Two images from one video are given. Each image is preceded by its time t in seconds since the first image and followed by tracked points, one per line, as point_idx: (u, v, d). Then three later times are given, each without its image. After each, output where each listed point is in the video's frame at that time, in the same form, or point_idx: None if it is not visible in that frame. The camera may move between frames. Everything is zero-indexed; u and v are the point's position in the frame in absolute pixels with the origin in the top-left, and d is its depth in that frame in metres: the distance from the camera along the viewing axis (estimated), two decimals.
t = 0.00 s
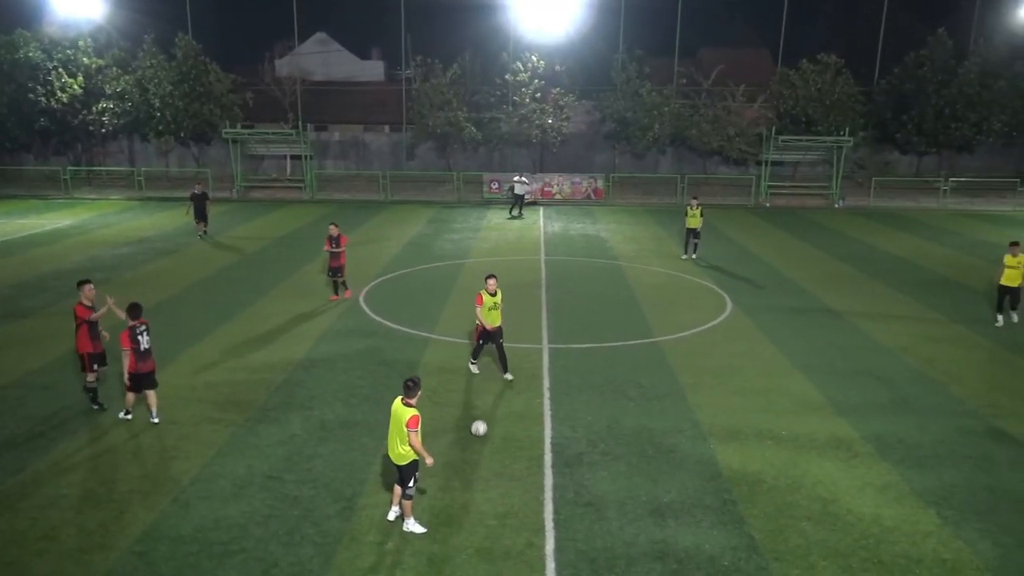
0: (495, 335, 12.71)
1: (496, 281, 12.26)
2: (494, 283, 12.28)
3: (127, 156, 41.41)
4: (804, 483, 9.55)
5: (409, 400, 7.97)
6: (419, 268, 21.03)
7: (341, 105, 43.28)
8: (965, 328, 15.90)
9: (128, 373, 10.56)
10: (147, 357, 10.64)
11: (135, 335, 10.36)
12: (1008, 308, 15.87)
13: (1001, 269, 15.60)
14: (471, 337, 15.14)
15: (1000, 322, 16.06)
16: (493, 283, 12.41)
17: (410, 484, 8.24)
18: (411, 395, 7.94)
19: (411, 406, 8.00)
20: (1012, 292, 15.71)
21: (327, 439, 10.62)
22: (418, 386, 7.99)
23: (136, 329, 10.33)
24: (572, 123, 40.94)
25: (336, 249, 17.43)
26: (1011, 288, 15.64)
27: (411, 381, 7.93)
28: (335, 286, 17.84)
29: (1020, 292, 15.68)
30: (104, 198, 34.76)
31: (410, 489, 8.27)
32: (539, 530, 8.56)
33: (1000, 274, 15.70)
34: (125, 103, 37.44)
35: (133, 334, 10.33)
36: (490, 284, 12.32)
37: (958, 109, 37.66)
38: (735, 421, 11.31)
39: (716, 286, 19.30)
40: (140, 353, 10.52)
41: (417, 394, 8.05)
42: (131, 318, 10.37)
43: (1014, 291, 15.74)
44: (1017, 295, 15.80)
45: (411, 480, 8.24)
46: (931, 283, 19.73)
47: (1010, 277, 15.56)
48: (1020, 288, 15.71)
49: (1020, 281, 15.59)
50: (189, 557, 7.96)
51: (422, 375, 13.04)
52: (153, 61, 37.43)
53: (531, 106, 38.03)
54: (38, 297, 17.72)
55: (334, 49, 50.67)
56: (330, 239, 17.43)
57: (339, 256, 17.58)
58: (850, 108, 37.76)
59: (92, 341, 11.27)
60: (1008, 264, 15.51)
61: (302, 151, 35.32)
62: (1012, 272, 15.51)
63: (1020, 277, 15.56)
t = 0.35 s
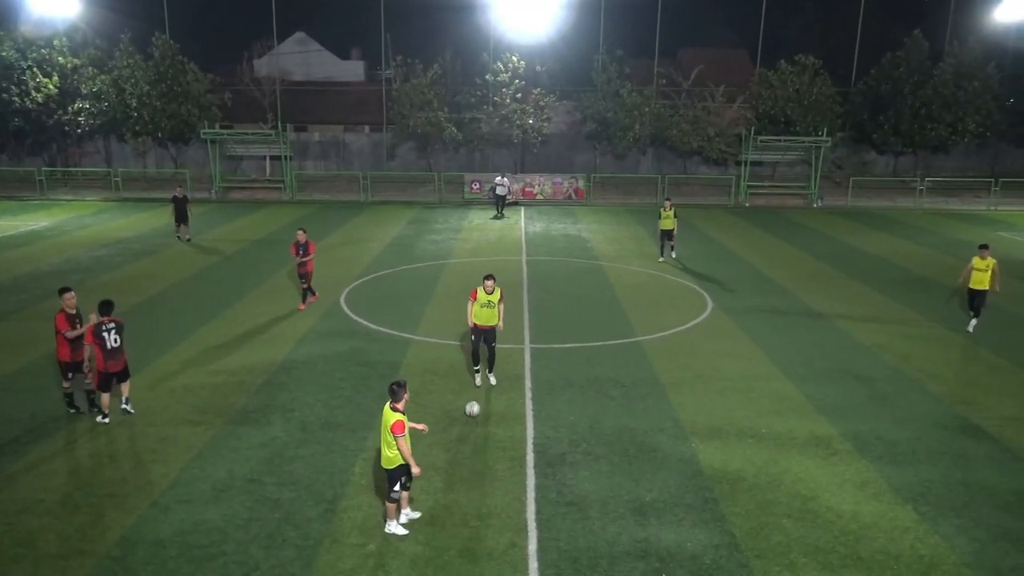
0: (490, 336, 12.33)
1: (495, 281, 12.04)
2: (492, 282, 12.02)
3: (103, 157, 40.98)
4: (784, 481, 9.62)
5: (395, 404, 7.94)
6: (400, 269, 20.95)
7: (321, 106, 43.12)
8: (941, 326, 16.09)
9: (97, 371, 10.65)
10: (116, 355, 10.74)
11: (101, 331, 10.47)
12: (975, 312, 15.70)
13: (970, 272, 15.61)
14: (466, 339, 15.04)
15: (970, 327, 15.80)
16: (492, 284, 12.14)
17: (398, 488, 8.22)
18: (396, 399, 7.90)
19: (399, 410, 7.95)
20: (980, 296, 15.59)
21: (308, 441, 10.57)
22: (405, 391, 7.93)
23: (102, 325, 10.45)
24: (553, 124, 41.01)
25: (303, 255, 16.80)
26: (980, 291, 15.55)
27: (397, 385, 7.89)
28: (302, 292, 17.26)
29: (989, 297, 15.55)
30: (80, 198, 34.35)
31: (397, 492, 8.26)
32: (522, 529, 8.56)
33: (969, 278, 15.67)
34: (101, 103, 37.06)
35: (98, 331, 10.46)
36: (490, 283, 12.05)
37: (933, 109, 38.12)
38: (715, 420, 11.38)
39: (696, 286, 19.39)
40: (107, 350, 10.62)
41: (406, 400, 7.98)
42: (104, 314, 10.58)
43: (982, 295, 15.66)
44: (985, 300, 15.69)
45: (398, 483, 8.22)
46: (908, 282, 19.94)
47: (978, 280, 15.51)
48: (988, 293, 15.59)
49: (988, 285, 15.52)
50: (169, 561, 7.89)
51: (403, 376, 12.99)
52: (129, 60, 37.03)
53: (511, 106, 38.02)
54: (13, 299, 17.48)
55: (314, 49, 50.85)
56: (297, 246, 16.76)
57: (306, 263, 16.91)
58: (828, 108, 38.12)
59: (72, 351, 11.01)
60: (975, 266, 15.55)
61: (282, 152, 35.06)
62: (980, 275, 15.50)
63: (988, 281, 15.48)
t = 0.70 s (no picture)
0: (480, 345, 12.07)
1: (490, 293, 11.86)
2: (489, 294, 11.81)
3: (90, 157, 40.74)
4: (772, 480, 9.67)
5: (399, 406, 7.95)
6: (389, 270, 20.90)
7: (309, 106, 43.00)
8: (927, 325, 16.20)
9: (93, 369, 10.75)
10: (112, 354, 10.82)
11: (98, 329, 10.60)
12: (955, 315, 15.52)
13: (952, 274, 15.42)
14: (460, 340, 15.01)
15: (947, 328, 15.65)
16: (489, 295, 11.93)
17: (394, 492, 8.12)
18: (399, 400, 7.91)
19: (401, 412, 7.94)
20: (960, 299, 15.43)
21: (297, 443, 10.52)
22: (408, 393, 7.94)
23: (101, 323, 10.59)
24: (542, 124, 41.04)
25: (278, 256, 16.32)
26: (959, 294, 15.39)
27: (400, 387, 7.91)
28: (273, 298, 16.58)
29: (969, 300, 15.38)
30: (66, 199, 34.12)
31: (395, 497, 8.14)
32: (512, 530, 8.56)
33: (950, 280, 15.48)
34: (87, 103, 36.83)
35: (95, 328, 10.59)
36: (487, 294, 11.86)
37: (919, 110, 38.36)
38: (704, 419, 11.41)
39: (685, 286, 19.45)
40: (103, 349, 10.72)
41: (410, 402, 7.97)
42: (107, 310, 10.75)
43: (962, 298, 15.49)
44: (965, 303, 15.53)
45: (396, 488, 8.11)
46: (894, 281, 20.06)
47: (960, 282, 15.31)
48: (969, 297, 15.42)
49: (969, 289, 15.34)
50: (156, 564, 7.84)
51: (393, 378, 12.94)
52: (116, 60, 36.76)
53: (500, 106, 37.96)
54: None
55: (302, 49, 50.70)
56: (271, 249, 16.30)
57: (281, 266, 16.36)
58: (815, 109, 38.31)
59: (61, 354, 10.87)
60: (958, 268, 15.35)
61: (269, 153, 34.92)
62: (962, 277, 15.31)
63: (969, 284, 15.30)
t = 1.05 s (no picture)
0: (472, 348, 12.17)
1: (482, 297, 11.82)
2: (480, 298, 11.80)
3: (79, 158, 40.54)
4: (763, 479, 9.69)
5: (409, 404, 7.85)
6: (380, 270, 20.87)
7: (300, 105, 42.90)
8: (916, 324, 16.28)
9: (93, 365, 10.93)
10: (113, 350, 11.03)
11: (98, 324, 10.86)
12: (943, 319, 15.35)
13: (937, 278, 15.22)
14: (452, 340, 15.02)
15: (936, 333, 15.48)
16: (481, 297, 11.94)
17: (409, 491, 8.05)
18: (408, 397, 7.79)
19: (410, 410, 7.85)
20: (947, 303, 15.25)
21: (289, 444, 10.48)
22: (418, 392, 7.77)
23: (102, 318, 10.85)
24: (534, 124, 41.05)
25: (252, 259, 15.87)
26: (946, 298, 15.21)
27: (409, 385, 7.77)
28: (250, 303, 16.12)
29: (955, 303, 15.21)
30: (55, 200, 33.88)
31: (410, 497, 8.06)
32: (504, 530, 8.56)
33: (935, 284, 15.29)
34: (76, 103, 36.62)
35: (96, 323, 10.83)
36: (478, 298, 11.85)
37: (909, 110, 38.54)
38: (696, 419, 11.43)
39: (676, 286, 19.48)
40: (103, 344, 10.93)
41: (420, 400, 7.83)
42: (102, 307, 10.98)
43: (949, 301, 15.31)
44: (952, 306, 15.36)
45: (410, 486, 8.04)
46: (884, 281, 20.14)
47: (945, 286, 15.13)
48: (955, 300, 15.25)
49: (955, 292, 15.17)
50: (147, 566, 7.80)
51: (384, 378, 12.92)
52: (106, 59, 36.56)
53: (491, 106, 37.89)
54: None
55: (292, 49, 50.69)
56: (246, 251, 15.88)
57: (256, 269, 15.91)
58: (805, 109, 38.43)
59: (47, 363, 10.45)
60: (942, 272, 15.16)
61: (260, 153, 34.79)
62: (947, 281, 15.12)
63: (954, 288, 15.13)
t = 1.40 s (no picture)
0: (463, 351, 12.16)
1: (475, 299, 11.95)
2: (472, 299, 11.89)
3: (70, 158, 40.35)
4: (756, 479, 9.71)
5: (415, 405, 7.83)
6: (373, 270, 20.86)
7: (292, 105, 42.81)
8: (908, 324, 16.34)
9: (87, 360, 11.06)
10: (105, 346, 11.11)
11: (90, 320, 10.92)
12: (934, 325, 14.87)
13: (926, 283, 14.80)
14: (445, 341, 15.01)
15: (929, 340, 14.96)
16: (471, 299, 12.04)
17: (416, 491, 7.98)
18: (413, 398, 7.79)
19: (416, 411, 7.83)
20: (937, 308, 14.81)
21: (281, 445, 10.46)
22: (422, 393, 7.74)
23: (92, 314, 10.91)
24: (527, 124, 41.06)
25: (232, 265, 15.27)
26: (936, 303, 14.78)
27: (416, 386, 7.76)
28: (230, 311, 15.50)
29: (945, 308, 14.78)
30: (45, 200, 33.69)
31: (417, 497, 7.98)
32: (497, 530, 8.56)
33: (924, 289, 14.87)
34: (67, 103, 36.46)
35: (87, 320, 10.88)
36: (470, 299, 11.95)
37: (900, 111, 38.70)
38: (689, 419, 11.46)
39: (668, 286, 19.53)
40: (95, 339, 11.02)
41: (424, 402, 7.78)
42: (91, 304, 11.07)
43: (939, 306, 14.87)
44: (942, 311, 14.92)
45: (417, 487, 7.97)
46: (876, 281, 20.23)
47: (934, 291, 14.71)
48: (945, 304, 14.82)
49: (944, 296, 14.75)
50: (139, 568, 7.77)
51: (377, 379, 12.89)
52: (97, 59, 36.40)
53: (484, 107, 37.91)
54: None
55: (284, 49, 50.66)
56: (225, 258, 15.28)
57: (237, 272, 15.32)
58: (797, 109, 38.55)
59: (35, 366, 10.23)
60: (931, 276, 14.74)
61: (253, 153, 34.71)
62: (936, 285, 14.70)
63: (944, 292, 14.71)
